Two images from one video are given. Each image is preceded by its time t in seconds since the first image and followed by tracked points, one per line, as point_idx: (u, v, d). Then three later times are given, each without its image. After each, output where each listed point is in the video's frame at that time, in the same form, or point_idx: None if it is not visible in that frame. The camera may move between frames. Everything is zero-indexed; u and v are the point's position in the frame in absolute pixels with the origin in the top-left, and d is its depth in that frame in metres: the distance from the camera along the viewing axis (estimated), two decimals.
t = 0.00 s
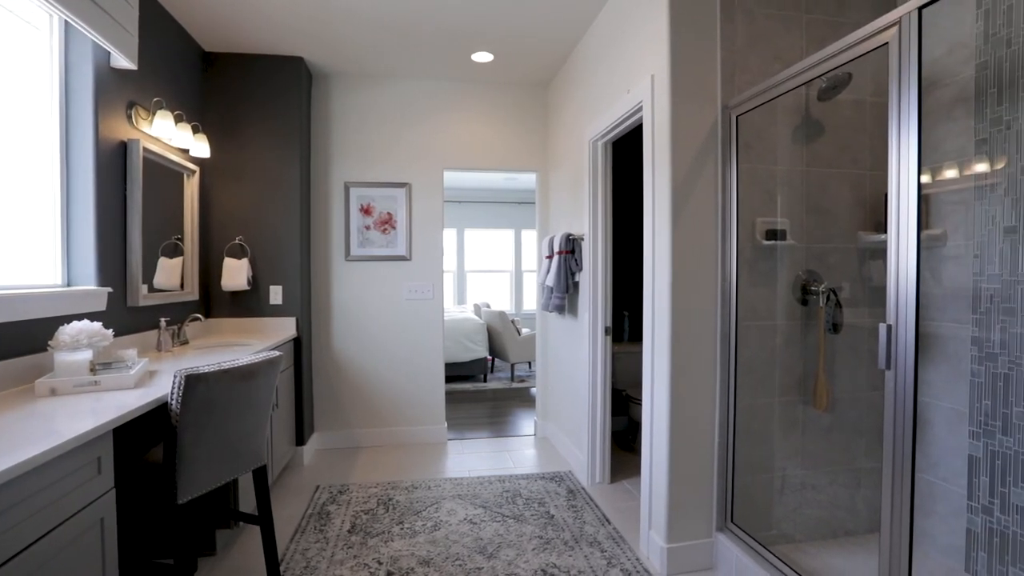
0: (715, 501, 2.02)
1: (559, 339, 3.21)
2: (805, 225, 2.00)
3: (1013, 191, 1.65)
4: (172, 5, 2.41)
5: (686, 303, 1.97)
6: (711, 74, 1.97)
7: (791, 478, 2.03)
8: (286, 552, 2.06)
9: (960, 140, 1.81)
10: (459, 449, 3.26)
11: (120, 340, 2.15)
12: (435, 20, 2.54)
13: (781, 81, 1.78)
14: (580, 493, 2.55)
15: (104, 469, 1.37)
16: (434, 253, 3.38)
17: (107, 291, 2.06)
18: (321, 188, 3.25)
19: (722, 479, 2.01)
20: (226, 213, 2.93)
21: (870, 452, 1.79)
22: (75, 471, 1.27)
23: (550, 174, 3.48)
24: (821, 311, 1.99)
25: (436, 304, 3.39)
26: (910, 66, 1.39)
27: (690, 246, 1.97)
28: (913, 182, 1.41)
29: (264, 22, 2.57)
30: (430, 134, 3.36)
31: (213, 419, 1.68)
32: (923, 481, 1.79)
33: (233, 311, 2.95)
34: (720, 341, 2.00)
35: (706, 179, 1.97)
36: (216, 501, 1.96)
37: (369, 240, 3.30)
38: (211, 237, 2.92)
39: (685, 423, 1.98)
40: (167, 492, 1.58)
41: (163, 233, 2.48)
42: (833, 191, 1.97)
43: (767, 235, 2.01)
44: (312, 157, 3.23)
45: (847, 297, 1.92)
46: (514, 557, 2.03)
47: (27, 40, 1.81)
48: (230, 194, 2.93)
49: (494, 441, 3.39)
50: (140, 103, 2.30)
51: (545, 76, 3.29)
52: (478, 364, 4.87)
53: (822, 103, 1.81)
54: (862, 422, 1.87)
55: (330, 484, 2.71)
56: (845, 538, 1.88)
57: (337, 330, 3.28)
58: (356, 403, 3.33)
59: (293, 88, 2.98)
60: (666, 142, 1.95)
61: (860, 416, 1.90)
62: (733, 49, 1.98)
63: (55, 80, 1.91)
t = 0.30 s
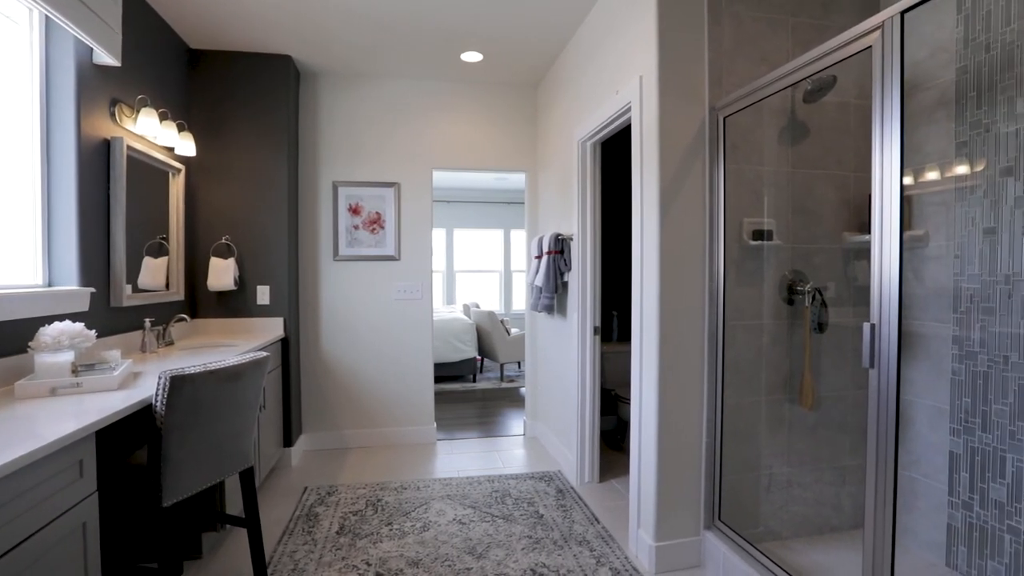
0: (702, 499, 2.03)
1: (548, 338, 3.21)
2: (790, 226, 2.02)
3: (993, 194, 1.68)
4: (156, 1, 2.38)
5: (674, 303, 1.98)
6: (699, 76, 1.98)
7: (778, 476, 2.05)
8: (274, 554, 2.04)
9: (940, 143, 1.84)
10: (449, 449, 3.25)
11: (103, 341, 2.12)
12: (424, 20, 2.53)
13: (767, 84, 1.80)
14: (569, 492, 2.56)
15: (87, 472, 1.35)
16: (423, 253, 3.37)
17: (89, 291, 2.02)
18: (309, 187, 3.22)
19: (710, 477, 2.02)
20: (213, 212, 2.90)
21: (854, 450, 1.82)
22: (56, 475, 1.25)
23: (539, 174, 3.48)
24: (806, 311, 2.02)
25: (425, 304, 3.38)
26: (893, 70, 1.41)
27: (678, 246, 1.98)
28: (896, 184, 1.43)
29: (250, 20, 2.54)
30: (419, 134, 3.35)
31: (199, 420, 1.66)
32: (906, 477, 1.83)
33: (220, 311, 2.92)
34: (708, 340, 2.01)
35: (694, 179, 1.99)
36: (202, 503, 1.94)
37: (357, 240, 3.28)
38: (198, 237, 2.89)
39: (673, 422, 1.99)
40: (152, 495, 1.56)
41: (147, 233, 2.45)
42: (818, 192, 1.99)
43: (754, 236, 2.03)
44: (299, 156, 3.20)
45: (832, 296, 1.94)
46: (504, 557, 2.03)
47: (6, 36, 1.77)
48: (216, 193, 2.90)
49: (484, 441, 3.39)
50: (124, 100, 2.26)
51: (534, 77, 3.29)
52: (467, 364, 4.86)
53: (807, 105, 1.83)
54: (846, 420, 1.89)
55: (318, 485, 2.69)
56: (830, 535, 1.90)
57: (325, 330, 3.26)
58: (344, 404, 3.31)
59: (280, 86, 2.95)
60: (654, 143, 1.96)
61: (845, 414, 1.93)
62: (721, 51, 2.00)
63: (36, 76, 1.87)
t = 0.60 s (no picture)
0: (690, 497, 2.04)
1: (537, 338, 3.22)
2: (776, 227, 2.04)
3: (972, 195, 1.71)
4: None
5: (662, 302, 1.99)
6: (686, 78, 1.99)
7: (764, 474, 2.07)
8: (260, 557, 2.02)
9: (922, 144, 1.89)
10: (438, 449, 3.24)
11: (85, 342, 2.08)
12: (414, 18, 2.52)
13: (754, 85, 1.82)
14: (558, 492, 2.57)
15: (67, 475, 1.32)
16: (412, 253, 3.36)
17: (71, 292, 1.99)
18: (297, 186, 3.20)
19: (697, 476, 2.04)
20: (198, 212, 2.86)
21: (838, 448, 1.84)
22: (36, 478, 1.22)
23: (528, 174, 3.49)
24: (792, 311, 2.05)
25: (415, 304, 3.37)
26: (876, 73, 1.43)
27: (665, 246, 1.99)
28: (879, 186, 1.46)
29: (237, 17, 2.52)
30: (408, 133, 3.34)
31: (185, 422, 1.64)
32: (889, 474, 1.86)
33: (206, 311, 2.88)
34: (696, 339, 2.03)
35: (683, 180, 2.00)
36: (187, 506, 1.92)
37: (345, 239, 3.26)
38: (183, 236, 2.85)
39: (661, 421, 2.00)
40: (136, 499, 1.54)
41: (131, 232, 2.41)
42: (803, 193, 2.02)
43: (740, 236, 2.05)
44: (287, 156, 3.18)
45: (818, 296, 1.97)
46: (493, 557, 2.03)
47: None
48: (202, 192, 2.86)
49: (473, 441, 3.38)
50: (106, 97, 2.22)
51: (523, 77, 3.30)
52: (456, 364, 4.85)
53: (794, 106, 1.85)
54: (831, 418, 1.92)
55: (306, 486, 2.67)
56: (815, 532, 1.92)
57: (314, 331, 3.24)
58: (333, 404, 3.29)
59: (269, 84, 2.93)
60: (643, 144, 1.98)
61: (830, 411, 1.95)
62: (708, 53, 2.01)
63: (15, 73, 1.83)
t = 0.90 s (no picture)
0: (678, 496, 2.06)
1: (525, 337, 3.23)
2: (762, 227, 2.06)
3: (952, 197, 1.74)
4: None
5: (650, 302, 2.00)
6: (673, 79, 2.01)
7: (749, 472, 2.09)
8: (245, 560, 1.99)
9: (903, 147, 1.92)
10: (427, 450, 3.23)
11: (67, 343, 2.04)
12: (402, 18, 2.52)
13: (740, 87, 1.83)
14: (547, 492, 2.57)
15: (47, 479, 1.30)
16: (401, 253, 3.35)
17: (51, 292, 1.95)
18: (284, 185, 3.17)
19: (684, 474, 2.05)
20: (183, 211, 2.83)
21: (822, 445, 1.86)
22: (15, 483, 1.20)
23: (516, 174, 3.49)
24: (778, 310, 2.07)
25: (403, 304, 3.36)
26: (858, 76, 1.45)
27: (653, 246, 2.01)
28: (862, 187, 1.48)
29: (223, 14, 2.49)
30: (396, 133, 3.33)
31: (169, 424, 1.61)
32: (871, 470, 1.89)
33: (191, 312, 2.85)
34: (683, 339, 2.04)
35: (670, 180, 2.02)
36: (170, 509, 1.89)
37: (333, 239, 3.24)
38: (167, 236, 2.81)
39: (648, 420, 2.02)
40: (119, 502, 1.52)
41: (113, 231, 2.37)
42: (788, 194, 2.04)
43: (727, 236, 2.07)
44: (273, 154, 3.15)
45: (802, 296, 1.99)
46: (482, 557, 2.03)
47: None
48: (187, 191, 2.83)
49: (462, 441, 3.38)
50: (88, 94, 2.19)
51: (512, 77, 3.30)
52: (445, 364, 4.84)
53: (779, 108, 1.87)
54: (815, 415, 1.94)
55: (294, 488, 2.65)
56: (799, 528, 1.94)
57: (301, 331, 3.21)
58: (320, 405, 3.26)
59: (255, 83, 2.90)
60: (630, 144, 1.99)
61: (814, 409, 1.98)
62: (695, 55, 2.03)
63: None
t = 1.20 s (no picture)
0: (667, 495, 2.07)
1: (515, 338, 3.23)
2: (749, 227, 2.08)
3: (935, 198, 1.79)
4: None
5: (639, 302, 2.02)
6: (661, 80, 2.02)
7: (737, 471, 2.11)
8: (233, 562, 1.98)
9: (888, 149, 1.94)
10: (416, 450, 3.22)
11: (50, 344, 2.01)
12: (393, 16, 2.51)
13: (728, 89, 1.85)
14: (537, 493, 2.58)
15: (29, 483, 1.28)
16: (391, 253, 3.33)
17: (33, 292, 1.91)
18: (272, 185, 3.14)
19: (673, 473, 2.07)
20: (169, 210, 2.79)
21: (809, 443, 1.88)
22: None
23: (507, 174, 3.49)
24: (766, 310, 2.09)
25: (393, 304, 3.34)
26: (844, 79, 1.47)
27: (643, 246, 2.02)
28: (848, 187, 1.49)
29: (211, 10, 2.46)
30: (386, 132, 3.31)
31: (155, 426, 1.60)
32: (856, 468, 1.91)
33: (177, 312, 2.81)
34: (672, 338, 2.06)
35: (660, 181, 2.03)
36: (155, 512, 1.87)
37: (322, 239, 3.22)
38: (153, 235, 2.78)
39: (638, 419, 2.02)
40: (103, 506, 1.50)
41: (97, 230, 2.34)
42: (775, 195, 2.06)
43: (715, 237, 2.08)
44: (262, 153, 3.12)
45: (790, 296, 2.01)
46: (472, 558, 2.03)
47: None
48: (173, 190, 2.79)
49: (452, 442, 3.37)
50: (71, 90, 2.15)
51: (502, 77, 3.30)
52: (435, 364, 4.83)
53: (767, 109, 1.89)
54: (802, 413, 1.97)
55: (282, 490, 2.63)
56: (787, 526, 1.96)
57: (289, 332, 3.19)
58: (310, 406, 3.24)
59: (243, 81, 2.87)
60: (620, 144, 1.99)
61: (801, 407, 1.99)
62: (684, 56, 2.04)
63: None
